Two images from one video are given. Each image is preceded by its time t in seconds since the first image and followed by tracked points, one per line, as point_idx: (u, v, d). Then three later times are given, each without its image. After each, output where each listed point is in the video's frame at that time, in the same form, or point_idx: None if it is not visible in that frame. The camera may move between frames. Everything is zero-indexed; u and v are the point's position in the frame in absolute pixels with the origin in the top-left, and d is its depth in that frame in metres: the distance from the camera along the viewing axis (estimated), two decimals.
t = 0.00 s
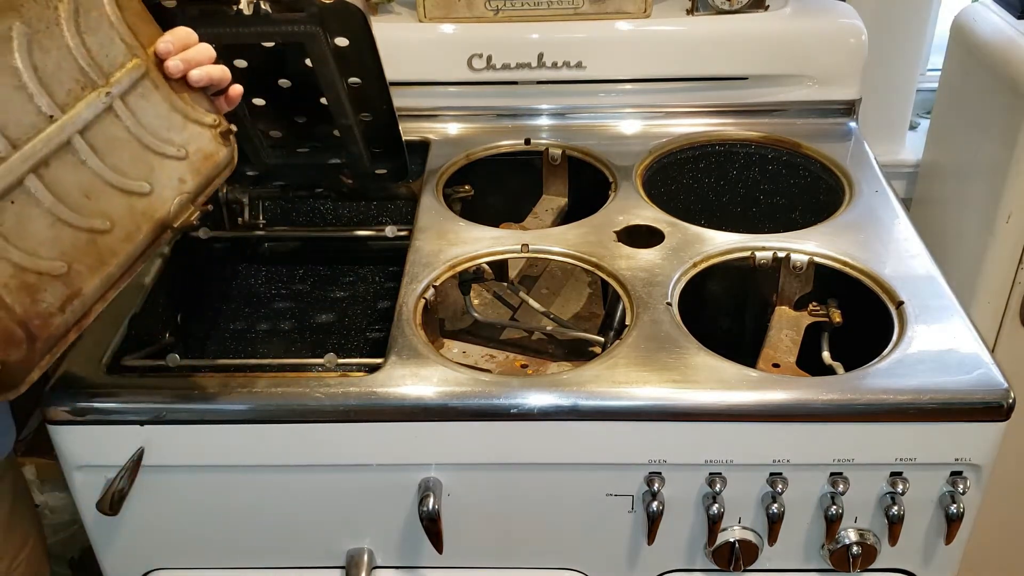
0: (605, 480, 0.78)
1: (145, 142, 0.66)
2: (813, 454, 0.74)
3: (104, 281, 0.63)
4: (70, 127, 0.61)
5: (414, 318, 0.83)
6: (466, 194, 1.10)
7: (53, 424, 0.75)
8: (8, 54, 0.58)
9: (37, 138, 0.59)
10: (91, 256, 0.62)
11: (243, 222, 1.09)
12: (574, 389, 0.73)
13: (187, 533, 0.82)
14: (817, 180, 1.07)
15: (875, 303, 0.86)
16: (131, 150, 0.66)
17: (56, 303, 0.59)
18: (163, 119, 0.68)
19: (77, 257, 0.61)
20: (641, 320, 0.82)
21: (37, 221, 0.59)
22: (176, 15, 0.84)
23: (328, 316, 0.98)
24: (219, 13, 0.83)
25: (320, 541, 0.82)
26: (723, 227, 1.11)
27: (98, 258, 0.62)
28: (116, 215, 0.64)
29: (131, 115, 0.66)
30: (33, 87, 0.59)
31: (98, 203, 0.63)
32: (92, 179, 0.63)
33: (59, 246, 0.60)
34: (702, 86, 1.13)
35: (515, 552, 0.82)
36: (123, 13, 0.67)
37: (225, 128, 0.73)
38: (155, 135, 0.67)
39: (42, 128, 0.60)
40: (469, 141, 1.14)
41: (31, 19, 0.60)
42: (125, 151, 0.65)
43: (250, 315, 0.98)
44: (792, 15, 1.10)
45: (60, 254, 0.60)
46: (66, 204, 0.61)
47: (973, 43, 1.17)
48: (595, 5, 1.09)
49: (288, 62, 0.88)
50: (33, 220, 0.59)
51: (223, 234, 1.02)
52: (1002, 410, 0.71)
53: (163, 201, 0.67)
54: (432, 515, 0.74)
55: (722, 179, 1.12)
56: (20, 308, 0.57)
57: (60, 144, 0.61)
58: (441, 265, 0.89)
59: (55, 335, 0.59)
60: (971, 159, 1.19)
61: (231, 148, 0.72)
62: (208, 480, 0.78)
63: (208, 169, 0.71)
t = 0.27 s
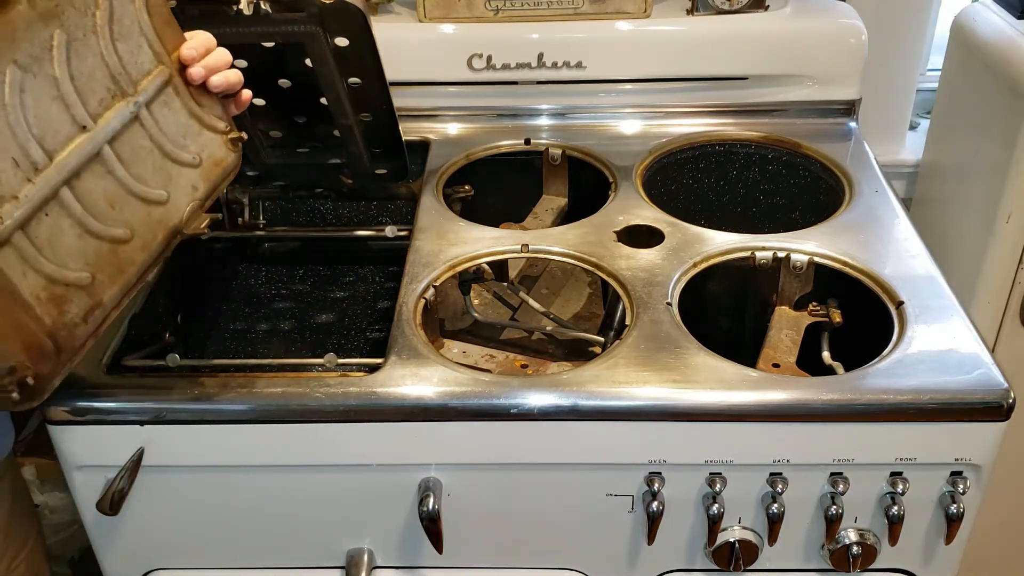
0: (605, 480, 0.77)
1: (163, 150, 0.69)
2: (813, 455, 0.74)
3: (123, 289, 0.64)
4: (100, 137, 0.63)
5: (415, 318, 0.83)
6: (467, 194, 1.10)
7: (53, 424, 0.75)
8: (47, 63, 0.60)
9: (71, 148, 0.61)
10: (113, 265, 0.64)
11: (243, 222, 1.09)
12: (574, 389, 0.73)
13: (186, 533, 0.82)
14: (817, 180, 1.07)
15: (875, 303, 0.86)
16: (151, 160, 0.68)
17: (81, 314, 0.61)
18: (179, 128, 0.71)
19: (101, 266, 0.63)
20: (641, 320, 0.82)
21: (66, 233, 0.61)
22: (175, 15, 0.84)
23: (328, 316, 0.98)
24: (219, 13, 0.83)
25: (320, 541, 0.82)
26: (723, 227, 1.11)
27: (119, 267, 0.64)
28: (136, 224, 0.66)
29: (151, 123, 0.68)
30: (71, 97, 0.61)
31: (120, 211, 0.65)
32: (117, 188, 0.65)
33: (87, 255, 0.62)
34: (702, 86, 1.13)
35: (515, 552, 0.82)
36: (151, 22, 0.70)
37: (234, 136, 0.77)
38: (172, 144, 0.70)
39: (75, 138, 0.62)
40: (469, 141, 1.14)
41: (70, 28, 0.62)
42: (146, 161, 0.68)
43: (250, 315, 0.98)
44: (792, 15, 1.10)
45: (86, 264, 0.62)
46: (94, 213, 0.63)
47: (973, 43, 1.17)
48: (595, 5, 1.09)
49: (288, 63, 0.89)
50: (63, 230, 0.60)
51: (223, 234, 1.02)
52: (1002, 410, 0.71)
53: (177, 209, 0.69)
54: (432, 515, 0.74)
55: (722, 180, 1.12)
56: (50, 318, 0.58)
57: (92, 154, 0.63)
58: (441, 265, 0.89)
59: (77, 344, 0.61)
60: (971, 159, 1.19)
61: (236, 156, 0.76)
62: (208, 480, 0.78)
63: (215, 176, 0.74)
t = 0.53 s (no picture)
0: (605, 480, 0.77)
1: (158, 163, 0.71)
2: (813, 455, 0.74)
3: (115, 300, 0.65)
4: (100, 150, 0.64)
5: (414, 318, 0.83)
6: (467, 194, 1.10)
7: (53, 424, 0.75)
8: (54, 76, 0.60)
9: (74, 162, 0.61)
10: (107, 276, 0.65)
11: (243, 222, 1.09)
12: (574, 389, 0.73)
13: (186, 533, 0.82)
14: (817, 180, 1.07)
15: (875, 303, 0.86)
16: (145, 172, 0.69)
17: (78, 325, 0.61)
18: (171, 140, 0.73)
19: (97, 277, 0.64)
20: (641, 320, 0.82)
21: (67, 244, 0.61)
22: (175, 15, 0.84)
23: (328, 316, 0.98)
24: (220, 13, 0.84)
25: (320, 541, 0.82)
26: (723, 227, 1.11)
27: (113, 278, 0.65)
28: (132, 236, 0.67)
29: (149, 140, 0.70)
30: (74, 110, 0.61)
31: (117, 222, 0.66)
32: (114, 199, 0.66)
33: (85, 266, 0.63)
34: (702, 86, 1.13)
35: (515, 552, 0.82)
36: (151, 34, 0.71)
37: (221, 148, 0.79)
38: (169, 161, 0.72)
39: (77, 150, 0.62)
40: (469, 141, 1.14)
41: (75, 41, 0.63)
42: (141, 173, 0.69)
43: (249, 315, 0.98)
44: (792, 15, 1.10)
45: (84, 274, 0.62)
46: (92, 225, 0.63)
47: (973, 43, 1.17)
48: (595, 5, 1.09)
49: (288, 63, 0.88)
50: (65, 243, 0.61)
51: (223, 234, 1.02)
52: (1002, 410, 0.71)
53: (168, 221, 0.71)
54: (432, 515, 0.74)
55: (722, 180, 1.12)
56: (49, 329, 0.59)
57: (93, 166, 0.63)
58: (441, 265, 0.89)
59: (71, 356, 0.61)
60: (971, 159, 1.19)
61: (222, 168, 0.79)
62: (208, 480, 0.78)
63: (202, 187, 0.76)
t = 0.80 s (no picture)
0: (605, 480, 0.77)
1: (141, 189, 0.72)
2: (813, 455, 0.74)
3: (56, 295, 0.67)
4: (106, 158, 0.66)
5: (414, 318, 0.83)
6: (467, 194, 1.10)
7: (53, 424, 0.75)
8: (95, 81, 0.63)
9: (84, 160, 0.64)
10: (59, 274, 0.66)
11: (243, 221, 1.10)
12: (574, 389, 0.73)
13: (186, 533, 0.82)
14: (817, 180, 1.07)
15: (875, 303, 0.86)
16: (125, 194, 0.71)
17: (16, 306, 0.63)
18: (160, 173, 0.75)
19: (50, 271, 0.65)
20: (641, 320, 0.82)
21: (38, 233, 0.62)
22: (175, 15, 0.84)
23: (328, 316, 0.98)
24: (220, 12, 0.83)
25: (320, 541, 0.82)
26: (723, 227, 1.11)
27: (61, 277, 0.66)
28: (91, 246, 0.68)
29: (148, 163, 0.72)
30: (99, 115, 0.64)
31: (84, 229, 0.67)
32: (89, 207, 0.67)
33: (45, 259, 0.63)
34: (702, 86, 1.13)
35: (515, 552, 0.82)
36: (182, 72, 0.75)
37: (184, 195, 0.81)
38: (153, 189, 0.74)
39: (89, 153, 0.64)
40: (469, 141, 1.14)
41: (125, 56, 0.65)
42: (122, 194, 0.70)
43: (250, 315, 0.99)
44: (792, 15, 1.10)
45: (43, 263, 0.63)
46: (66, 224, 0.65)
47: (973, 43, 1.17)
48: (595, 5, 1.09)
49: (288, 62, 0.88)
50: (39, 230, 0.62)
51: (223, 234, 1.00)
52: (1002, 410, 0.71)
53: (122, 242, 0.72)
54: (432, 515, 0.74)
55: (722, 179, 1.12)
56: None
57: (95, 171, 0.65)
58: (441, 264, 0.89)
59: None
60: (971, 159, 1.19)
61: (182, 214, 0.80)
62: (208, 480, 0.78)
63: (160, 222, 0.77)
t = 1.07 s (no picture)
0: (605, 480, 0.77)
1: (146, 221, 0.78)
2: (813, 455, 0.74)
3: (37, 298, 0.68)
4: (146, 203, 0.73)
5: (414, 318, 0.83)
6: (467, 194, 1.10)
7: (53, 424, 0.75)
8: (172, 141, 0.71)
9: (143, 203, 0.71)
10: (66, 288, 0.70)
11: (243, 221, 1.09)
12: (574, 389, 0.73)
13: (186, 533, 0.82)
14: (817, 180, 1.07)
15: (875, 303, 0.86)
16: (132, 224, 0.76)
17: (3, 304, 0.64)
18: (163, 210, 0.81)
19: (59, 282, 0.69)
20: (641, 320, 0.82)
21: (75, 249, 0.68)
22: (175, 15, 0.84)
23: (328, 316, 0.98)
24: (220, 12, 0.83)
25: (320, 540, 0.82)
26: (723, 227, 1.12)
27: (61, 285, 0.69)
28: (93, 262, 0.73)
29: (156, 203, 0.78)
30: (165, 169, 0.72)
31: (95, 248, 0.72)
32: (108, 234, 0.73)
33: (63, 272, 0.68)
34: (702, 86, 1.13)
35: (515, 552, 0.82)
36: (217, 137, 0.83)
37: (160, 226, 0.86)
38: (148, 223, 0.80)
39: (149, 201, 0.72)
40: (469, 141, 1.14)
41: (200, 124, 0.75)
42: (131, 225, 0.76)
43: (250, 315, 0.99)
44: (792, 15, 1.10)
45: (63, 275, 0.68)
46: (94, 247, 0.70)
47: (973, 43, 1.17)
48: (595, 5, 1.09)
49: (288, 62, 0.88)
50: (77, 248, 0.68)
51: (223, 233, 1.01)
52: (1002, 410, 0.71)
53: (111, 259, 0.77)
54: (432, 515, 0.74)
55: (722, 180, 1.12)
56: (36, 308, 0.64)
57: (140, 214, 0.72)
58: (441, 264, 0.89)
59: None
60: (971, 159, 1.19)
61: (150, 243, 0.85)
62: (208, 480, 0.78)
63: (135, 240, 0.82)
